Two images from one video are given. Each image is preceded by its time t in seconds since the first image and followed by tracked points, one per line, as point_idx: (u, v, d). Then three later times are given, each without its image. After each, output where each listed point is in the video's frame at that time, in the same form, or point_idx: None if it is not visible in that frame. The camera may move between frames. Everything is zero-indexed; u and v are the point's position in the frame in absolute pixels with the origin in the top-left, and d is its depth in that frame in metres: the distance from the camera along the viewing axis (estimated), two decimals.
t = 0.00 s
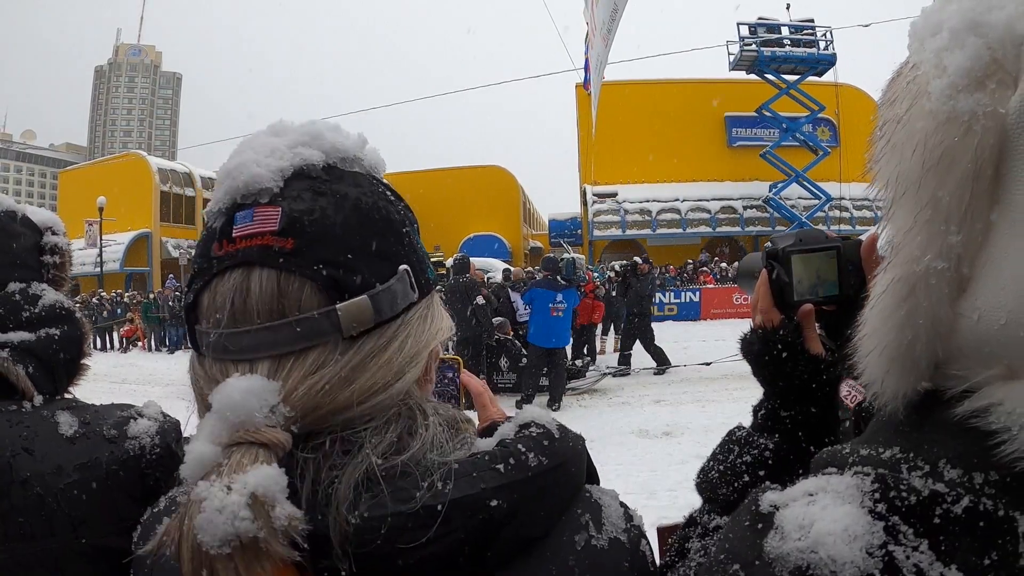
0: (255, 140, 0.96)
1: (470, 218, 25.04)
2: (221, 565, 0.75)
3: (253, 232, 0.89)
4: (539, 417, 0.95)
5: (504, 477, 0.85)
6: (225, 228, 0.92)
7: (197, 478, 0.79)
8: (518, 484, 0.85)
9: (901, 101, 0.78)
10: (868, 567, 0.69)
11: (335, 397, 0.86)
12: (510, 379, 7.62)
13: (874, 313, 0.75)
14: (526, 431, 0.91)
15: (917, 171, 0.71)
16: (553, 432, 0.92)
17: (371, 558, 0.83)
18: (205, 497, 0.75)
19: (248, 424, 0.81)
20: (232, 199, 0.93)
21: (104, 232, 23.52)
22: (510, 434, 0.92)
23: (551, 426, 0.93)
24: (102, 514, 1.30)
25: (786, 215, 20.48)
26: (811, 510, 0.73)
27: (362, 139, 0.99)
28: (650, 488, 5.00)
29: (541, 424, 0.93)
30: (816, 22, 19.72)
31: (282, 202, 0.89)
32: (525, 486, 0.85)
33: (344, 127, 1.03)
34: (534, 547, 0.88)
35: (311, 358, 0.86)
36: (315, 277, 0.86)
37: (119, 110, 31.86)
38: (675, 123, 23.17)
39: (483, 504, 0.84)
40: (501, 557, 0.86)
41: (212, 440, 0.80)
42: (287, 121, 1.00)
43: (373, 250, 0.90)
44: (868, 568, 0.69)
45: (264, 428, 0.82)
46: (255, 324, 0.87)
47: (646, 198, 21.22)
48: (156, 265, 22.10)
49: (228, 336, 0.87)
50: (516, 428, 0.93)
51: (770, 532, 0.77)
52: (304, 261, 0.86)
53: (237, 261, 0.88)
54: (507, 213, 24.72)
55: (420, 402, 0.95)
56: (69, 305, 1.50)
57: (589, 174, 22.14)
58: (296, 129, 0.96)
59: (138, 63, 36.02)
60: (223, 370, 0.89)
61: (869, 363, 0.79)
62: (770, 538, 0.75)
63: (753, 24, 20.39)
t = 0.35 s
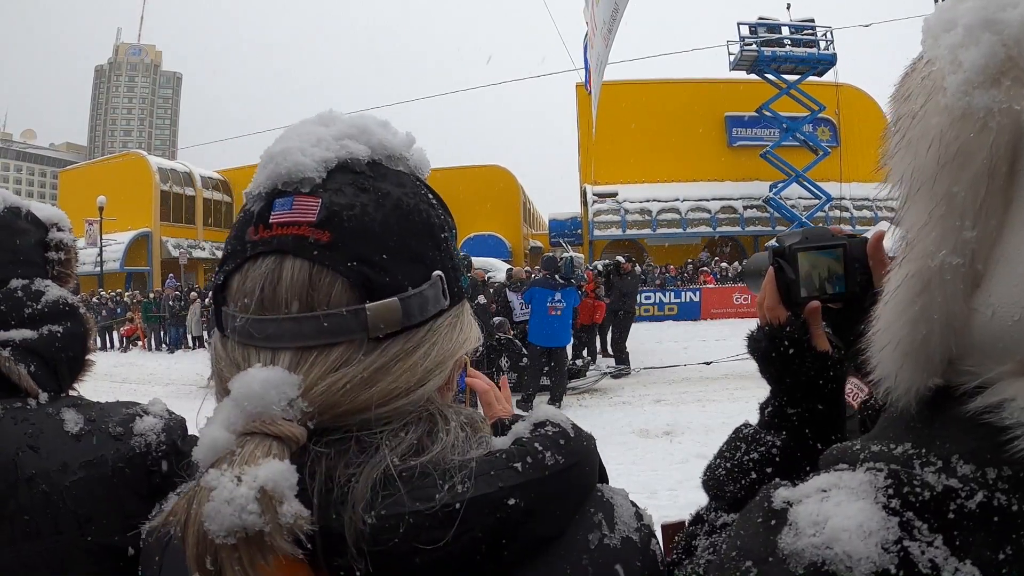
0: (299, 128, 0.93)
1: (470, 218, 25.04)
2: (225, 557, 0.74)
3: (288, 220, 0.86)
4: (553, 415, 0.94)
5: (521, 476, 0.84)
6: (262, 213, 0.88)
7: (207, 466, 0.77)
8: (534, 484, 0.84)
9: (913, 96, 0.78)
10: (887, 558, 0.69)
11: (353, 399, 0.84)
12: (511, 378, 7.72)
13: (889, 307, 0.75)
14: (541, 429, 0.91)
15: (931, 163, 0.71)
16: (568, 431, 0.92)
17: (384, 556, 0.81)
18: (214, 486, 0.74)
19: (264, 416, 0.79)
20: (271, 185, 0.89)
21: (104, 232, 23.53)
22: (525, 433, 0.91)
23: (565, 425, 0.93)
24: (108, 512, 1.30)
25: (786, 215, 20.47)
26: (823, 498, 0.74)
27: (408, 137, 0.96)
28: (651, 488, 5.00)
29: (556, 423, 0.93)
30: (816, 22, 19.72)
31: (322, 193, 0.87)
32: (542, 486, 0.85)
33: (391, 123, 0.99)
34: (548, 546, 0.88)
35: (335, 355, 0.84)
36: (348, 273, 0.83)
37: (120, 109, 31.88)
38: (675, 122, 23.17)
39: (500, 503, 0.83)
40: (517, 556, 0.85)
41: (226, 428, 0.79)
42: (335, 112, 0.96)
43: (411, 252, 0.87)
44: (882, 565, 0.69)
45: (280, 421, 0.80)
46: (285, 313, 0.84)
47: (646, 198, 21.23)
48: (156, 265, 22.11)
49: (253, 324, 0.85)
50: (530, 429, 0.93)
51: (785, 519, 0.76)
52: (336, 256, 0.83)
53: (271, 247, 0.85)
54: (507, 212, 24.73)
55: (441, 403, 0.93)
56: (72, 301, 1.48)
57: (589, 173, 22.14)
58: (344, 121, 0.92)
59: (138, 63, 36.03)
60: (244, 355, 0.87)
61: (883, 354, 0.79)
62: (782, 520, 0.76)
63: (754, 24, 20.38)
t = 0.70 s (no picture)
0: (291, 128, 0.90)
1: (468, 218, 25.01)
2: (196, 570, 0.72)
3: (276, 224, 0.83)
4: (541, 422, 0.92)
5: (505, 485, 0.82)
6: (247, 216, 0.86)
7: (184, 477, 0.75)
8: (517, 494, 0.82)
9: (913, 97, 0.76)
10: (881, 563, 0.67)
11: (335, 413, 0.82)
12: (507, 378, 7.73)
13: (885, 315, 0.74)
14: (527, 437, 0.88)
15: (932, 167, 0.69)
16: (555, 439, 0.89)
17: (364, 567, 0.79)
18: (186, 503, 0.72)
19: (241, 430, 0.78)
20: (259, 187, 0.86)
21: (101, 229, 23.47)
22: (509, 440, 0.88)
23: (552, 432, 0.90)
24: (95, 513, 1.27)
25: (783, 217, 20.50)
26: (809, 503, 0.73)
27: (407, 138, 0.93)
28: (647, 489, 4.99)
29: (543, 430, 0.90)
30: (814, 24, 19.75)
31: (310, 197, 0.83)
32: (525, 495, 0.83)
33: (389, 122, 0.96)
34: (533, 557, 0.85)
35: (314, 369, 0.81)
36: (331, 285, 0.80)
37: (117, 106, 31.85)
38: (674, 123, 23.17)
39: (482, 513, 0.81)
40: (499, 566, 0.83)
41: (202, 438, 0.77)
42: (332, 109, 0.93)
43: (398, 262, 0.83)
44: None
45: (257, 437, 0.78)
46: (265, 325, 0.81)
47: (642, 199, 21.26)
48: (152, 263, 22.07)
49: (235, 331, 0.82)
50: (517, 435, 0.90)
51: (775, 528, 0.75)
52: (320, 266, 0.80)
53: (253, 255, 0.83)
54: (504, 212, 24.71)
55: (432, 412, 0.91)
56: (49, 295, 1.45)
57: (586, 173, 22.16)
58: (335, 122, 0.89)
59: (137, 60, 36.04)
60: (226, 362, 0.85)
61: (877, 361, 0.77)
62: (770, 526, 0.75)
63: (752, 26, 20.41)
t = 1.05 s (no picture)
0: (271, 138, 0.86)
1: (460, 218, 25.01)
2: None
3: (252, 242, 0.79)
4: (525, 440, 0.91)
5: (490, 506, 0.81)
6: (224, 233, 0.81)
7: (162, 510, 0.73)
8: (502, 513, 0.81)
9: (915, 118, 0.75)
10: None
11: (316, 439, 0.79)
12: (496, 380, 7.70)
13: (882, 341, 0.73)
14: (512, 456, 0.87)
15: (931, 194, 0.69)
16: (540, 457, 0.88)
17: None
18: (166, 537, 0.71)
19: (220, 460, 0.75)
20: (236, 203, 0.83)
21: (90, 224, 23.28)
22: (495, 459, 0.88)
23: (537, 448, 0.90)
24: (81, 521, 1.24)
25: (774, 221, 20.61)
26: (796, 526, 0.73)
27: (391, 147, 0.90)
28: (635, 491, 5.00)
29: (528, 447, 0.89)
30: (807, 30, 19.90)
31: (289, 216, 0.79)
32: (511, 514, 0.82)
33: (373, 131, 0.93)
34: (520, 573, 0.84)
35: (297, 396, 0.78)
36: (311, 309, 0.76)
37: (109, 100, 31.65)
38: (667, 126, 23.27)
39: (467, 534, 0.80)
40: None
41: (181, 468, 0.74)
42: (315, 116, 0.90)
43: (383, 281, 0.80)
44: None
45: (236, 467, 0.75)
46: (243, 348, 0.78)
47: (634, 201, 21.31)
48: (142, 258, 21.90)
49: (213, 357, 0.79)
50: (501, 452, 0.89)
51: (768, 554, 0.74)
52: (300, 290, 0.77)
53: (230, 276, 0.79)
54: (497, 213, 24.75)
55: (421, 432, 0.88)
56: (34, 297, 1.43)
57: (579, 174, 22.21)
58: (316, 132, 0.86)
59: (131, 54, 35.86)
60: (204, 387, 0.82)
61: (873, 384, 0.77)
62: (763, 548, 0.75)
63: (746, 30, 20.54)
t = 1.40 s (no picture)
0: (285, 151, 0.82)
1: (452, 217, 24.96)
2: None
3: (269, 269, 0.75)
4: (554, 476, 0.91)
5: (525, 552, 0.81)
6: (236, 259, 0.77)
7: (174, 566, 0.66)
8: (537, 558, 0.81)
9: (963, 147, 0.73)
10: None
11: (342, 486, 0.73)
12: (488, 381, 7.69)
13: (926, 382, 0.72)
14: (542, 495, 0.87)
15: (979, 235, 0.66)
16: (570, 492, 0.89)
17: None
18: None
19: (238, 512, 0.69)
20: (249, 221, 0.78)
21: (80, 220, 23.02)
22: (525, 496, 0.88)
23: (566, 484, 0.89)
24: (77, 547, 1.22)
25: (765, 223, 20.71)
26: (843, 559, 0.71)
27: (411, 163, 0.87)
28: (627, 494, 4.98)
29: (558, 484, 0.89)
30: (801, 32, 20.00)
31: (309, 239, 0.75)
32: (544, 559, 0.82)
33: (391, 145, 0.90)
34: None
35: (320, 437, 0.73)
36: (336, 344, 0.73)
37: (100, 95, 31.39)
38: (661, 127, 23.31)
39: None
40: None
41: (193, 522, 0.68)
42: (328, 128, 0.86)
43: (409, 312, 0.77)
44: None
45: (255, 518, 0.69)
46: (259, 385, 0.73)
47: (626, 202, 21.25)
48: (132, 255, 21.68)
49: (227, 396, 0.74)
50: (530, 489, 0.89)
51: None
52: (324, 322, 0.73)
53: (245, 306, 0.75)
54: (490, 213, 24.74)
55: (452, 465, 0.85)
56: (25, 311, 1.40)
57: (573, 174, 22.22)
58: (332, 147, 0.82)
59: (121, 48, 35.59)
60: (216, 426, 0.76)
61: (921, 418, 0.75)
62: None
63: (740, 32, 20.61)
